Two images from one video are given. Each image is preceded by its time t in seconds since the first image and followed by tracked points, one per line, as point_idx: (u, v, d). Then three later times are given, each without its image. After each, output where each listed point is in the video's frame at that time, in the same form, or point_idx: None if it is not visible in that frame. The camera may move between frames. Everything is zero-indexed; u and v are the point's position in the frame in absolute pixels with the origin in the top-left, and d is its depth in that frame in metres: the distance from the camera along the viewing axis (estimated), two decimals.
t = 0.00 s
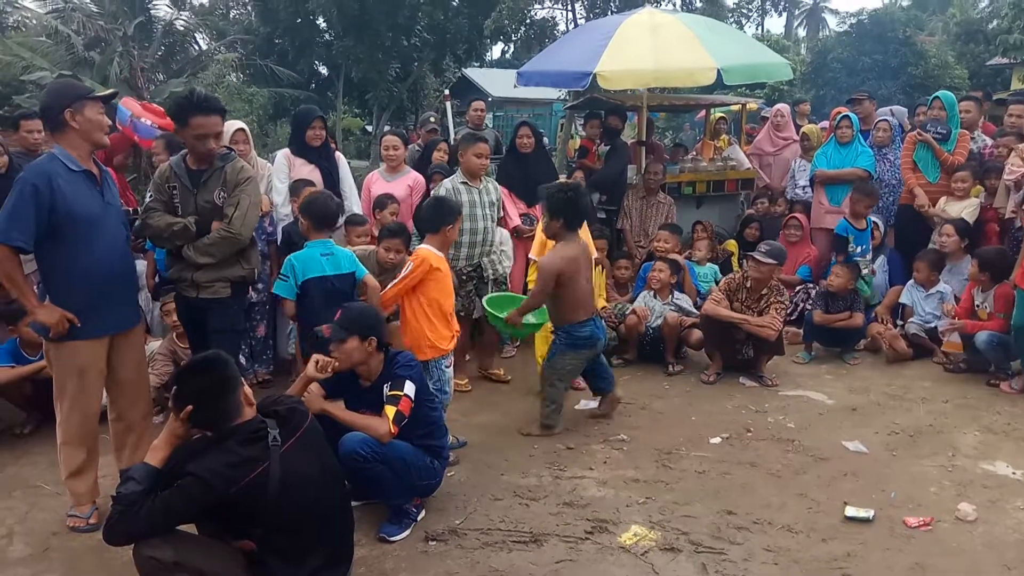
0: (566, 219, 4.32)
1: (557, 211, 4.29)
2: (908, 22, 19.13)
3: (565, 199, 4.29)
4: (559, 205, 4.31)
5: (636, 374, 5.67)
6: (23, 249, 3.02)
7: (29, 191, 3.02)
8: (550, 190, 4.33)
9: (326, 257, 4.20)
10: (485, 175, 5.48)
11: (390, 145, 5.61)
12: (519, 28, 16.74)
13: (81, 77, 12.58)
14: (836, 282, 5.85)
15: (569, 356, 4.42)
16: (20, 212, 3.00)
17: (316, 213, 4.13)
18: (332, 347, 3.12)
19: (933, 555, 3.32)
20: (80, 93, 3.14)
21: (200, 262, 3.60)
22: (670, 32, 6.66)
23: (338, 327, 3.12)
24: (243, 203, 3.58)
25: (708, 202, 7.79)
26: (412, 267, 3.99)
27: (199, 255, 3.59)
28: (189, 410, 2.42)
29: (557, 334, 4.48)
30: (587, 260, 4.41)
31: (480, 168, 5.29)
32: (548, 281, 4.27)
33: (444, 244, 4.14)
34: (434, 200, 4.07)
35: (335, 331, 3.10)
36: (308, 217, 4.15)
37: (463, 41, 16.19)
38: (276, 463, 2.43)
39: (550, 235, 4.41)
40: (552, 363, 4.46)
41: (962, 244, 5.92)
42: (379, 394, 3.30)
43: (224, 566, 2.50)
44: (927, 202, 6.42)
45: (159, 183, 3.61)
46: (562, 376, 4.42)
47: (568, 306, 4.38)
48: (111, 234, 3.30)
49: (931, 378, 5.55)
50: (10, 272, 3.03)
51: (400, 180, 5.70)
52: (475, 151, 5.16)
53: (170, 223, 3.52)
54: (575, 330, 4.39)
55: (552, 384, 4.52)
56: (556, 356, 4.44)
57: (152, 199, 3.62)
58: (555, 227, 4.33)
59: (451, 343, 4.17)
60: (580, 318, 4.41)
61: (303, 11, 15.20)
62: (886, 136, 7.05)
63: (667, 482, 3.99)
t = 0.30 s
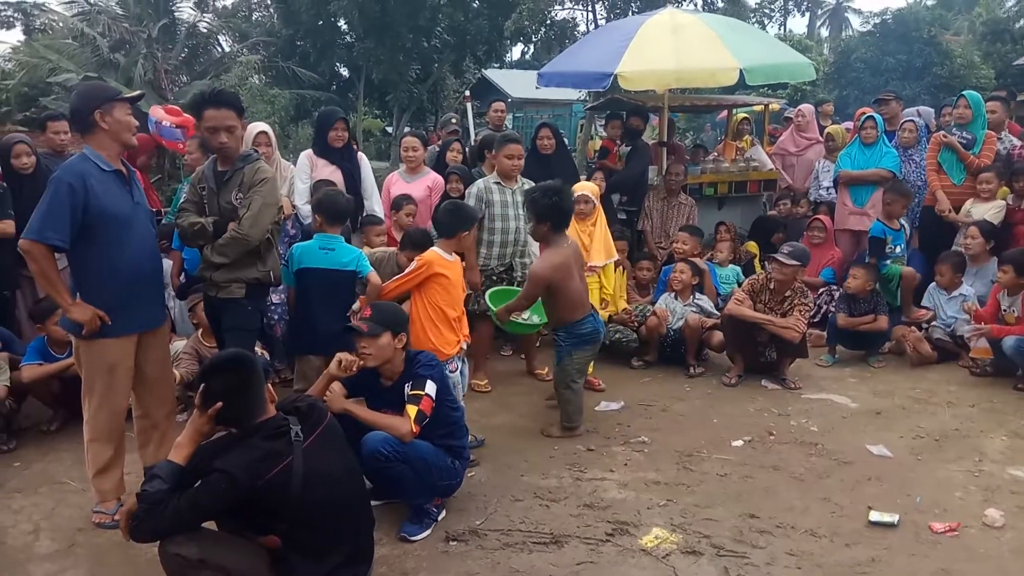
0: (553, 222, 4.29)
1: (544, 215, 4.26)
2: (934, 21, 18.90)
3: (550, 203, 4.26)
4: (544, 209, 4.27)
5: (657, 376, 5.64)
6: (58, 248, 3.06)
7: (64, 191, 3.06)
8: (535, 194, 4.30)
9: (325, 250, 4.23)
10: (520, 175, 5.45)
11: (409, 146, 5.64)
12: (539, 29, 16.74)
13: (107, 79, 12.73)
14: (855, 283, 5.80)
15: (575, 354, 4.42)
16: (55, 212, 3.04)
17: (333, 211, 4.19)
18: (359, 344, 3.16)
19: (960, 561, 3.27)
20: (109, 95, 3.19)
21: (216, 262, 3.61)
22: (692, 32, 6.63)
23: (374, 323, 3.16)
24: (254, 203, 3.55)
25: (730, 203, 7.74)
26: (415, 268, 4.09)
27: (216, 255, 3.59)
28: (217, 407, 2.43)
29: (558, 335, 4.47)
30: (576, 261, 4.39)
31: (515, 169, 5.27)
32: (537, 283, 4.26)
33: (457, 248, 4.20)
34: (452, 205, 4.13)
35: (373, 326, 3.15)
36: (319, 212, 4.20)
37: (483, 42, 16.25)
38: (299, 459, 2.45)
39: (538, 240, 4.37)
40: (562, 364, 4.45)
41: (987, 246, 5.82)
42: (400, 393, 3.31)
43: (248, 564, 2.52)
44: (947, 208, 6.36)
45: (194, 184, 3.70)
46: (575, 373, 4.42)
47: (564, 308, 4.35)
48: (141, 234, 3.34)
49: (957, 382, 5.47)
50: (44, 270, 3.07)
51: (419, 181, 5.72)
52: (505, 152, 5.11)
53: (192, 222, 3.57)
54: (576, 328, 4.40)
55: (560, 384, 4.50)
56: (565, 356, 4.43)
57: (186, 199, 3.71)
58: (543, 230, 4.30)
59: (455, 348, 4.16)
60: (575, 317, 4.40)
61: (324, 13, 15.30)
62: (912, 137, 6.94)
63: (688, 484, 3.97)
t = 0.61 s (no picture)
0: (543, 216, 4.32)
1: (535, 209, 4.28)
2: (950, 19, 18.74)
3: (542, 197, 4.30)
4: (534, 204, 4.30)
5: (669, 376, 5.62)
6: (79, 245, 3.08)
7: (85, 188, 3.08)
8: (524, 190, 4.32)
9: (312, 250, 4.25)
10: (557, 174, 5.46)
11: (421, 145, 5.66)
12: (552, 28, 16.72)
13: (121, 78, 12.83)
14: (865, 284, 5.77)
15: (562, 348, 4.44)
16: (77, 209, 3.07)
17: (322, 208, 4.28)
18: (375, 340, 3.17)
19: (975, 564, 3.24)
20: (128, 94, 3.21)
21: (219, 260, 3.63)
22: (707, 31, 6.60)
23: (388, 319, 3.17)
24: (254, 204, 3.51)
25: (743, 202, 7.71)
26: (402, 264, 4.36)
27: (219, 254, 3.61)
28: (229, 404, 2.44)
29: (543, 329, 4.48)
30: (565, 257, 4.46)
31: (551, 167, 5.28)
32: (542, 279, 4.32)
33: (444, 248, 4.40)
34: (437, 208, 4.34)
35: (388, 324, 3.15)
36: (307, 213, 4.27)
37: (496, 42, 16.26)
38: (310, 456, 2.46)
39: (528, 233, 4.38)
40: (543, 358, 4.45)
41: (999, 245, 5.80)
42: (412, 392, 3.31)
43: (261, 562, 2.52)
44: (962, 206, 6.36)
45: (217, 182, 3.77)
46: (557, 369, 4.43)
47: (556, 299, 4.41)
48: (159, 232, 3.36)
49: (973, 383, 5.42)
50: (65, 267, 3.09)
51: (432, 180, 5.73)
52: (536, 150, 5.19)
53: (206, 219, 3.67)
54: (565, 322, 4.43)
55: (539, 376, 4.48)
56: (548, 350, 4.44)
57: (209, 196, 3.79)
58: (533, 225, 4.32)
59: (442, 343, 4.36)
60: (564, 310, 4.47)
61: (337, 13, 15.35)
62: (927, 136, 6.92)
63: (701, 485, 3.95)
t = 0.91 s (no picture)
0: (530, 214, 4.54)
1: (523, 206, 4.50)
2: (965, 19, 18.62)
3: (530, 195, 4.51)
4: (522, 202, 4.51)
5: (680, 378, 5.59)
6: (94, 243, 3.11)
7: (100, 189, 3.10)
8: (514, 188, 4.53)
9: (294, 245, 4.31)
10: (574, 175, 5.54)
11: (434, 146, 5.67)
12: (563, 29, 16.71)
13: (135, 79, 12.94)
14: (880, 284, 5.78)
15: (546, 349, 4.60)
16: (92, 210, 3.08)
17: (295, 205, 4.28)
18: (385, 340, 3.17)
19: (989, 567, 3.21)
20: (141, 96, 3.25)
21: (235, 262, 3.64)
22: (720, 31, 6.59)
23: (399, 321, 3.17)
24: (270, 205, 3.53)
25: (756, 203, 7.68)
26: (386, 261, 4.40)
27: (235, 255, 3.63)
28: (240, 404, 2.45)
29: (529, 330, 4.63)
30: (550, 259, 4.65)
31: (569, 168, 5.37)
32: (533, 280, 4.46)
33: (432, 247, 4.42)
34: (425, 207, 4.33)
35: (398, 325, 3.16)
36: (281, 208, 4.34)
37: (507, 42, 16.28)
38: (321, 457, 2.46)
39: (516, 233, 4.58)
40: (531, 358, 4.62)
41: (1012, 248, 5.70)
42: (423, 392, 3.31)
43: (273, 562, 2.53)
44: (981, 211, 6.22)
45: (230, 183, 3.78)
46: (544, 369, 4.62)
47: (544, 299, 4.60)
48: (172, 231, 3.37)
49: (988, 386, 5.38)
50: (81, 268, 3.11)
51: (444, 180, 5.74)
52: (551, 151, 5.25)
53: (221, 221, 3.66)
54: (550, 323, 4.59)
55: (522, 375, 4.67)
56: (536, 351, 4.60)
57: (222, 197, 3.80)
58: (520, 223, 4.53)
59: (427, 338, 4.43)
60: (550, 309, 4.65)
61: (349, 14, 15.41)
62: (942, 137, 6.80)
63: (713, 487, 3.93)
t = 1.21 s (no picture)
0: (504, 224, 4.38)
1: (495, 219, 4.35)
2: (984, 22, 18.47)
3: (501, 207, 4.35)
4: (493, 214, 4.36)
5: (696, 384, 5.57)
6: (116, 247, 3.15)
7: (118, 194, 3.15)
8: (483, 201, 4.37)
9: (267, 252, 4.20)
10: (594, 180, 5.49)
11: (452, 151, 5.70)
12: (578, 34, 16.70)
13: (155, 86, 13.08)
14: (899, 288, 5.71)
15: (532, 354, 4.59)
16: (112, 215, 3.13)
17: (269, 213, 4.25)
18: (403, 349, 3.19)
19: None
20: (158, 102, 3.27)
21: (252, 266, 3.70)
22: (737, 36, 6.57)
23: (416, 328, 3.19)
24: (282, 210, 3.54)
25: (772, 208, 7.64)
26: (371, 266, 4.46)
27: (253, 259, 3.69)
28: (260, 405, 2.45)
29: (515, 334, 4.59)
30: (529, 261, 4.51)
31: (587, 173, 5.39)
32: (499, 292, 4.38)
33: (419, 257, 4.46)
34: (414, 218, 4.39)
35: (416, 332, 3.18)
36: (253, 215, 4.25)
37: (522, 48, 16.32)
38: (340, 458, 2.44)
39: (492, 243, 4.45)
40: (517, 364, 4.60)
41: None
42: (438, 395, 3.31)
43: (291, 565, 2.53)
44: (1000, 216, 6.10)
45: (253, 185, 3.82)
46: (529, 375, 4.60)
47: (526, 305, 4.52)
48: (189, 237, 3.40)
49: (1009, 393, 5.32)
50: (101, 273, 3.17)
51: (461, 186, 5.76)
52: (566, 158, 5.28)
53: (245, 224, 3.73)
54: (534, 329, 4.54)
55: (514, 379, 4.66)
56: (522, 355, 4.58)
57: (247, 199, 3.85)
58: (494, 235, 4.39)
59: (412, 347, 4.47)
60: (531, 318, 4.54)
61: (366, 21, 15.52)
62: (962, 141, 6.76)
63: (730, 494, 3.91)
